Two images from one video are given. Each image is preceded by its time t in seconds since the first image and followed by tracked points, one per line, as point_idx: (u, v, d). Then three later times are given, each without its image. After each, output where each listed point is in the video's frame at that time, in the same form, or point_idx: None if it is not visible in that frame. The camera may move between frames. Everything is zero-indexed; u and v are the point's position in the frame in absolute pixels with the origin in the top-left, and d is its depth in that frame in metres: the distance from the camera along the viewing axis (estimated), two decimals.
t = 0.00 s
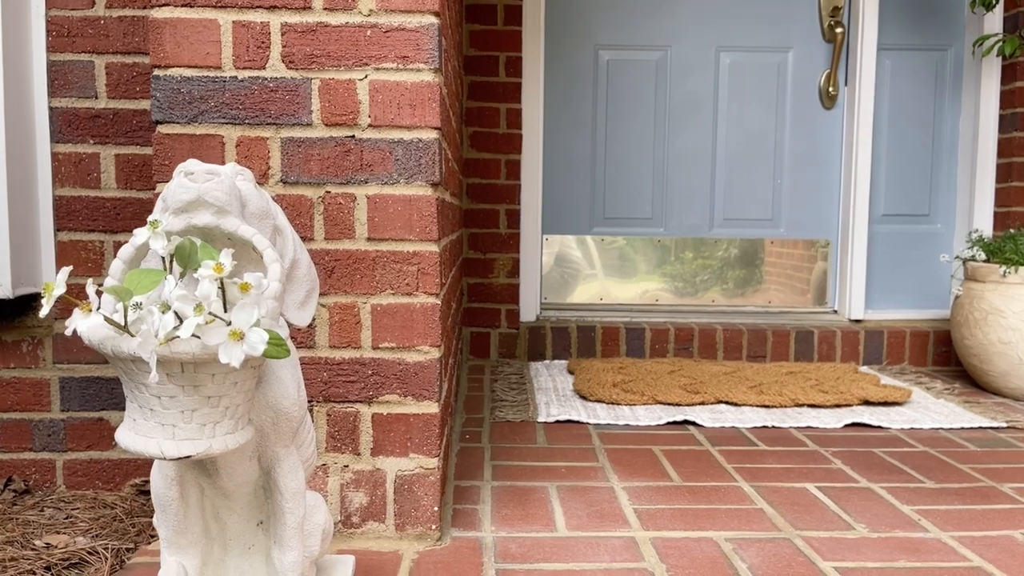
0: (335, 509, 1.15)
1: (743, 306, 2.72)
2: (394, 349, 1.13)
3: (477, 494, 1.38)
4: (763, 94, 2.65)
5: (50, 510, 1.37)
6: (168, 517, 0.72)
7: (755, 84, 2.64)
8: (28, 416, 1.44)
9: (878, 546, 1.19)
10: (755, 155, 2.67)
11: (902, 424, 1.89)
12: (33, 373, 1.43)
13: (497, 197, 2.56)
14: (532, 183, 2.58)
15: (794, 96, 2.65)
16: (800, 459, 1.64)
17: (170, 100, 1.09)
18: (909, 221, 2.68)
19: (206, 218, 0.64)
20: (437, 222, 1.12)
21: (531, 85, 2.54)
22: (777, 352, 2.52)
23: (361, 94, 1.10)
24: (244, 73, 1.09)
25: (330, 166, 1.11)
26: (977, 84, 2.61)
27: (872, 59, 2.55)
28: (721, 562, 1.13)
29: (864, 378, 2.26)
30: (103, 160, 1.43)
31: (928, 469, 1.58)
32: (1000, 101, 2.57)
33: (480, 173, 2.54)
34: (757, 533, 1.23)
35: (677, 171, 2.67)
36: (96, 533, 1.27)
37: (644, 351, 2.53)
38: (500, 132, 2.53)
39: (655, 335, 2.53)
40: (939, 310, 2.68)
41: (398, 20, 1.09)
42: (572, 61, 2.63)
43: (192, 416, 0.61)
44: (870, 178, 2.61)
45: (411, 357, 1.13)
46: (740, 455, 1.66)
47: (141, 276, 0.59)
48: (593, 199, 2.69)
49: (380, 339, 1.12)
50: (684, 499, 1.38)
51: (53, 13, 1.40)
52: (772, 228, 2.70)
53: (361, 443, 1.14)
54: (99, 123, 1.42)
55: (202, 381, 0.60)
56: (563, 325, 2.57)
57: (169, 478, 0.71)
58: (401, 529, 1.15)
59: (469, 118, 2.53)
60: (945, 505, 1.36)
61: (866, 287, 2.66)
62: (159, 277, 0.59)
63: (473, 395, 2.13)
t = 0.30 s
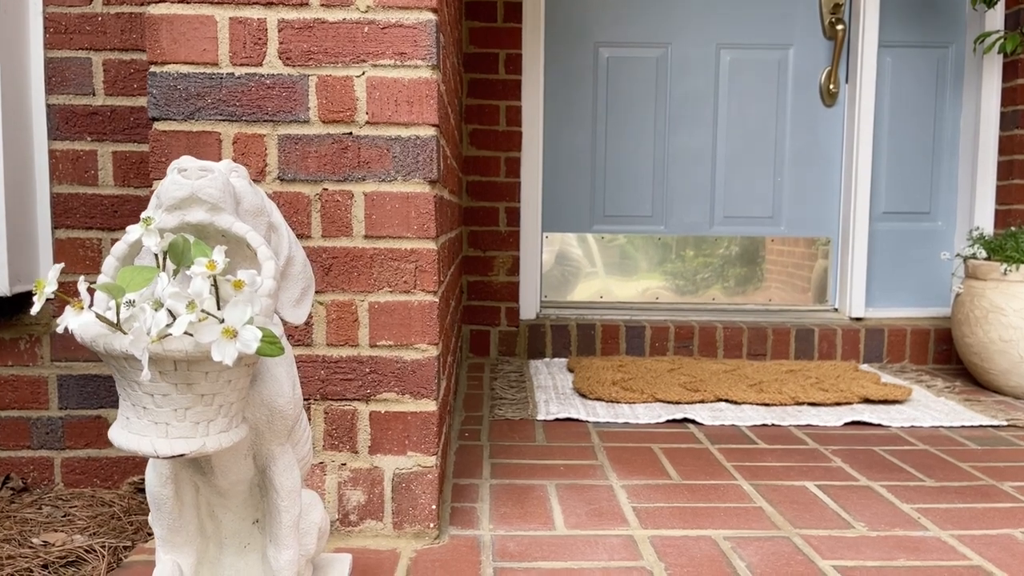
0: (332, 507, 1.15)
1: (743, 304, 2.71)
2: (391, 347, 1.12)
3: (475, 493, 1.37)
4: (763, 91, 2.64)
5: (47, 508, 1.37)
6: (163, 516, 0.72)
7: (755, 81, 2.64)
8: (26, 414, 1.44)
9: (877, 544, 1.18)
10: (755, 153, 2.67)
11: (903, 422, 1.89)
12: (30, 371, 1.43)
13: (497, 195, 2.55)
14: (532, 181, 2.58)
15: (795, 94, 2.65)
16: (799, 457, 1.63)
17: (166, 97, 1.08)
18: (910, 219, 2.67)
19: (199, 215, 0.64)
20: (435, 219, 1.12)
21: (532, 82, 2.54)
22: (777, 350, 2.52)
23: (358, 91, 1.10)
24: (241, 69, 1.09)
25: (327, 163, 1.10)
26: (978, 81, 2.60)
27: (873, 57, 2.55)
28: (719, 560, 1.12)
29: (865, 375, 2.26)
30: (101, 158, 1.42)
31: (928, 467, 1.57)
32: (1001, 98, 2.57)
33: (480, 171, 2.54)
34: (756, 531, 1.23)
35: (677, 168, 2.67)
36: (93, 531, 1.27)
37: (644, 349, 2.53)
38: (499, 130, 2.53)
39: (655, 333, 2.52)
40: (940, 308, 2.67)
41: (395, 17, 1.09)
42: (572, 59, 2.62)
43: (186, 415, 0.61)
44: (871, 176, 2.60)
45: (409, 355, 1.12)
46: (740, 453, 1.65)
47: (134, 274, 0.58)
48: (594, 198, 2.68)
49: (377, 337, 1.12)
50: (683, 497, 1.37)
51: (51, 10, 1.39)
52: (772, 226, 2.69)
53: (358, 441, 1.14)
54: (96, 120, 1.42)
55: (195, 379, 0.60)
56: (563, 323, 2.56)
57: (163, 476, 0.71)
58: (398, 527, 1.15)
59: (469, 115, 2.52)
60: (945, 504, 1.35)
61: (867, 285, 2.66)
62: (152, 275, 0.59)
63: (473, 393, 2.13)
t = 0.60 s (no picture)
0: (324, 505, 1.15)
1: (740, 301, 2.71)
2: (384, 345, 1.12)
3: (470, 490, 1.37)
4: (760, 88, 2.64)
5: (41, 505, 1.37)
6: (152, 514, 0.72)
7: (752, 78, 2.64)
8: (19, 412, 1.44)
9: (870, 542, 1.18)
10: (752, 150, 2.67)
11: (898, 420, 1.89)
12: (24, 369, 1.43)
13: (493, 192, 2.55)
14: (528, 177, 2.57)
15: (792, 91, 2.65)
16: (794, 455, 1.63)
17: (158, 94, 1.08)
18: (906, 216, 2.67)
19: (186, 213, 0.63)
20: (427, 216, 1.12)
21: (528, 79, 2.54)
22: (774, 348, 2.52)
23: (351, 88, 1.09)
24: (233, 66, 1.09)
25: (319, 160, 1.10)
26: (976, 78, 2.60)
27: (870, 54, 2.55)
28: (712, 558, 1.12)
29: (860, 373, 2.26)
30: (94, 155, 1.42)
31: (923, 464, 1.57)
32: (998, 95, 2.56)
33: (476, 168, 2.53)
34: (750, 529, 1.23)
35: (674, 165, 2.67)
36: (86, 528, 1.27)
37: (640, 347, 2.53)
38: (496, 127, 2.53)
39: (652, 331, 2.52)
40: (936, 305, 2.67)
41: (388, 14, 1.09)
42: (569, 56, 2.62)
43: (172, 413, 0.60)
44: (868, 173, 2.60)
45: (402, 352, 1.12)
46: (735, 451, 1.65)
47: (120, 272, 0.58)
48: (591, 195, 2.68)
49: (370, 334, 1.12)
50: (677, 495, 1.37)
51: (44, 7, 1.39)
52: (769, 224, 2.69)
53: (351, 439, 1.14)
54: (90, 117, 1.42)
55: (181, 377, 0.60)
56: (560, 320, 2.56)
57: (152, 475, 0.70)
58: (391, 525, 1.15)
59: (465, 112, 2.52)
60: (939, 502, 1.36)
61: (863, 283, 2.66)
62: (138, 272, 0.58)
63: (468, 390, 2.13)
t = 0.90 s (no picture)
0: (302, 509, 1.14)
1: (730, 301, 2.71)
2: (361, 348, 1.11)
3: (451, 493, 1.37)
4: (749, 88, 2.64)
5: (19, 508, 1.36)
6: (115, 523, 0.71)
7: (741, 78, 2.63)
8: None
9: (851, 546, 1.18)
10: (742, 150, 2.66)
11: (884, 421, 1.89)
12: (3, 371, 1.42)
13: (482, 192, 2.54)
14: (517, 177, 2.56)
15: (782, 92, 2.64)
16: (779, 457, 1.63)
17: (132, 95, 1.07)
18: (896, 217, 2.67)
19: (144, 218, 0.63)
20: (405, 218, 1.11)
21: (517, 79, 2.53)
22: (763, 348, 2.51)
23: (327, 89, 1.08)
24: (208, 67, 1.08)
25: (296, 162, 1.09)
26: (965, 78, 2.60)
27: (860, 54, 2.54)
28: (691, 562, 1.12)
29: (848, 374, 2.25)
30: (73, 155, 1.41)
31: (907, 467, 1.57)
32: (987, 96, 2.56)
33: (465, 168, 2.53)
34: (730, 532, 1.22)
35: (664, 165, 2.66)
36: (63, 532, 1.26)
37: (629, 347, 2.52)
38: (484, 127, 2.52)
39: (640, 331, 2.51)
40: (925, 306, 2.67)
41: (365, 14, 1.08)
42: (558, 55, 2.61)
43: (128, 421, 0.60)
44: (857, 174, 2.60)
45: (379, 355, 1.11)
46: (719, 453, 1.65)
47: (73, 278, 0.58)
48: (580, 194, 2.67)
49: (347, 337, 1.11)
50: (660, 498, 1.37)
51: (22, 7, 1.38)
52: (759, 224, 2.69)
53: (328, 443, 1.13)
54: (69, 118, 1.40)
55: (136, 386, 0.59)
56: (549, 321, 2.56)
57: (114, 482, 0.70)
58: (369, 529, 1.14)
59: (454, 112, 2.51)
60: (921, 504, 1.35)
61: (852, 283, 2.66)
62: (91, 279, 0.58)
63: (455, 391, 2.12)
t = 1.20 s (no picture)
0: (269, 509, 1.13)
1: (714, 299, 2.70)
2: (327, 347, 1.11)
3: (423, 493, 1.36)
4: (732, 87, 2.64)
5: None
6: (64, 524, 0.71)
7: (724, 77, 2.63)
8: None
9: (821, 545, 1.18)
10: (724, 149, 2.66)
11: (862, 420, 1.89)
12: None
13: (464, 190, 2.53)
14: (499, 176, 2.55)
15: (765, 91, 2.64)
16: (755, 455, 1.63)
17: (95, 91, 1.06)
18: (878, 215, 2.67)
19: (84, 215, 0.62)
20: (372, 216, 1.10)
21: (500, 77, 2.52)
22: (745, 347, 2.51)
23: (293, 85, 1.08)
24: (171, 63, 1.07)
25: (261, 159, 1.08)
26: (947, 76, 2.60)
27: (842, 54, 2.55)
28: (660, 561, 1.11)
29: (828, 372, 2.26)
30: (42, 153, 1.39)
31: (883, 465, 1.57)
32: (969, 95, 2.57)
33: (447, 166, 2.51)
34: (701, 531, 1.22)
35: (647, 164, 2.66)
36: (30, 533, 1.24)
37: (612, 346, 2.52)
38: (467, 125, 2.51)
39: (623, 330, 2.51)
40: (907, 305, 2.68)
41: (331, 10, 1.07)
42: (541, 53, 2.60)
43: (65, 421, 0.61)
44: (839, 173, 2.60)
45: (345, 354, 1.11)
46: (696, 451, 1.65)
47: (7, 277, 0.59)
48: (563, 193, 2.67)
49: (313, 336, 1.10)
50: (633, 497, 1.36)
51: None
52: (742, 223, 2.69)
53: (295, 442, 1.12)
54: (38, 115, 1.39)
55: (72, 386, 0.60)
56: (532, 319, 2.55)
57: (60, 483, 0.71)
58: (337, 529, 1.13)
59: (436, 110, 2.50)
60: (894, 503, 1.35)
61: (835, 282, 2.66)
62: (25, 277, 0.59)
63: (435, 389, 2.11)
